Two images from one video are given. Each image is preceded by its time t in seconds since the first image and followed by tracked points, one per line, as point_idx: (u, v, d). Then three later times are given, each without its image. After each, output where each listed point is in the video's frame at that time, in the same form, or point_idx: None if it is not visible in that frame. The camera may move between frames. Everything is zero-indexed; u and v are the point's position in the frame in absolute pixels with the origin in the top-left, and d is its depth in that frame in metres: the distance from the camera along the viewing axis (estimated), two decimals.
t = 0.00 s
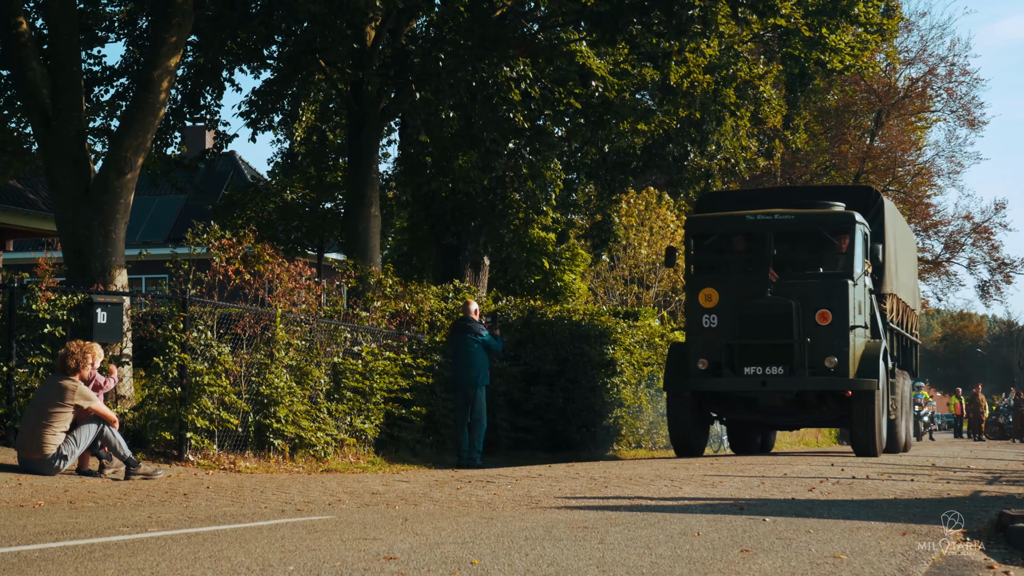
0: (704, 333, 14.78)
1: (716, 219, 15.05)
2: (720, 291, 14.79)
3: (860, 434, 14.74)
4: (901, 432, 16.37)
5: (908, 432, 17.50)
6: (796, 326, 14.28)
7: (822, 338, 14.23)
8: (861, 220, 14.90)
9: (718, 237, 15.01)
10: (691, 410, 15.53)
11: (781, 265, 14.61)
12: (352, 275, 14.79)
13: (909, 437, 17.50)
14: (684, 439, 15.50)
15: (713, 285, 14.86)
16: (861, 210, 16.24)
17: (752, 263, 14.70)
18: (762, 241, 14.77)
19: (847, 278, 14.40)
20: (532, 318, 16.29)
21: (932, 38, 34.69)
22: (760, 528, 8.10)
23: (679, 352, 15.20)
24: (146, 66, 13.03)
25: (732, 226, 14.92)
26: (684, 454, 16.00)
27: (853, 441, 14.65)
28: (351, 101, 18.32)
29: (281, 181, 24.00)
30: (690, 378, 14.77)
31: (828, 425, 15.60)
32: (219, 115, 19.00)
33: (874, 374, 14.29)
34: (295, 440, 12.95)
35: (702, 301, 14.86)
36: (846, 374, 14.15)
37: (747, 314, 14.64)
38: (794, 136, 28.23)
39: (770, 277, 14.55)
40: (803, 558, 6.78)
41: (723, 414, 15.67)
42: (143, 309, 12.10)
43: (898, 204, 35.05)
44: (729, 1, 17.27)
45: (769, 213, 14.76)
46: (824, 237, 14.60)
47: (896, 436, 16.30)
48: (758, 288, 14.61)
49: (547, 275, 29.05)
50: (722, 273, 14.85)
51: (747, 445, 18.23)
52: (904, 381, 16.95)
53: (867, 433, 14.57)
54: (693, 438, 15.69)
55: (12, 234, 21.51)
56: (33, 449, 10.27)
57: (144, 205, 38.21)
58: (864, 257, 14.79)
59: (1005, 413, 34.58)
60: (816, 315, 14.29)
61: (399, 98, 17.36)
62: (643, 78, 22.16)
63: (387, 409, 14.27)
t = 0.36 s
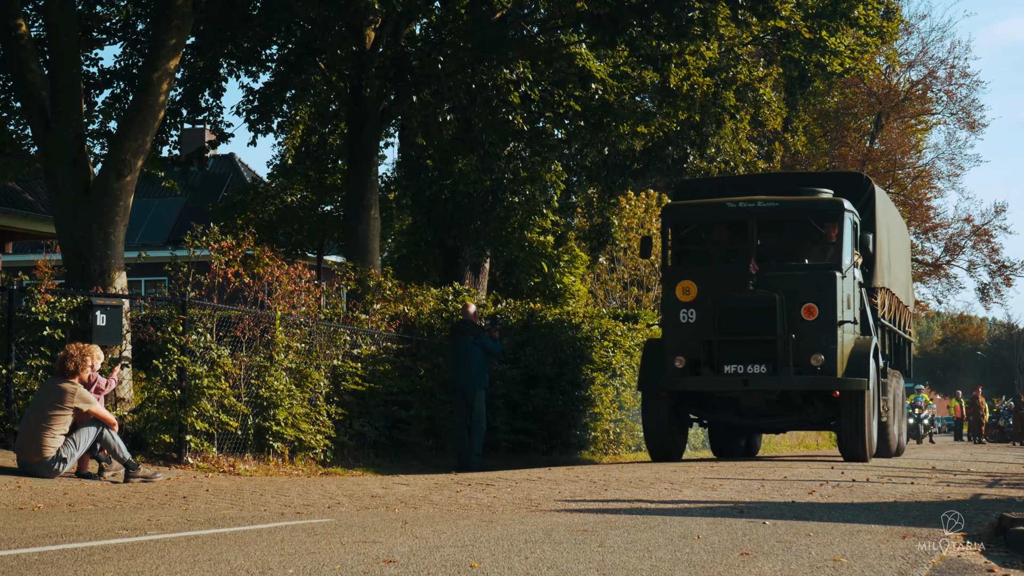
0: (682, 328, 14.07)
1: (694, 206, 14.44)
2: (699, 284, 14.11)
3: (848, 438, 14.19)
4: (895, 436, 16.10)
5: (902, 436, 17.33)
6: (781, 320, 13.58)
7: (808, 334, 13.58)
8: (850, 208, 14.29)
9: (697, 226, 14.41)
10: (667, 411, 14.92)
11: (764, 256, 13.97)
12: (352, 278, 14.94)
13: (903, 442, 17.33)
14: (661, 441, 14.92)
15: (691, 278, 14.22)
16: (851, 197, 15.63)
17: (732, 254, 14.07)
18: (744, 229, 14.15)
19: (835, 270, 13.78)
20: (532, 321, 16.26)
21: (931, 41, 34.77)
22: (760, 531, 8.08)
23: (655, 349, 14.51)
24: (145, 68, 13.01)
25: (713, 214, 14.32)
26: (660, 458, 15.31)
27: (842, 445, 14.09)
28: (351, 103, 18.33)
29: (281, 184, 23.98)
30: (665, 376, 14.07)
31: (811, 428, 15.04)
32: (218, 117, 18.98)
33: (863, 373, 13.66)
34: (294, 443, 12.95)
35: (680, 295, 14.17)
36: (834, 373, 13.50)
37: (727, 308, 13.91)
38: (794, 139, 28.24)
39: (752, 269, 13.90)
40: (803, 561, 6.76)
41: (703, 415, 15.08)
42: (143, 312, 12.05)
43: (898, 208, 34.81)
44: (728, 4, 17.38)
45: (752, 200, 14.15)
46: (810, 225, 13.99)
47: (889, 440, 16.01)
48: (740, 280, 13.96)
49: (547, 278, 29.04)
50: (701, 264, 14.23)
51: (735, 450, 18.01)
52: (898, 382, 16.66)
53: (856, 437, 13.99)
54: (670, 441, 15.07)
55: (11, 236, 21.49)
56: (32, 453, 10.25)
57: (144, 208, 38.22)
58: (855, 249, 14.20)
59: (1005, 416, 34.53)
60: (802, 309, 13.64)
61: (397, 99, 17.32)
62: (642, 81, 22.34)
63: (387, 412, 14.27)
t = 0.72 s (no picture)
0: (656, 324, 13.24)
1: (670, 192, 13.54)
2: (674, 276, 13.26)
3: (834, 442, 13.47)
4: (887, 440, 15.79)
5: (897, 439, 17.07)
6: (763, 316, 12.72)
7: (792, 332, 12.72)
8: (839, 194, 13.43)
9: (672, 213, 13.53)
10: (641, 412, 14.16)
11: (745, 246, 13.11)
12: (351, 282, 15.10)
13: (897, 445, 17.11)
14: (635, 445, 14.20)
15: (666, 270, 13.33)
16: (840, 184, 14.87)
17: (711, 243, 13.22)
18: (723, 217, 13.29)
19: (822, 261, 12.90)
20: (532, 324, 16.15)
21: (931, 44, 34.86)
22: (759, 535, 8.08)
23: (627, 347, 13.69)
24: (145, 72, 13.02)
25: (690, 200, 13.43)
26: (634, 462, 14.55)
27: (828, 450, 13.34)
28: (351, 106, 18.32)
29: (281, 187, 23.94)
30: (636, 375, 13.24)
31: (795, 432, 14.32)
32: (218, 120, 19.00)
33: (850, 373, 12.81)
34: (295, 447, 12.94)
35: (654, 288, 13.32)
36: (820, 373, 12.66)
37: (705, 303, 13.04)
38: (794, 143, 28.29)
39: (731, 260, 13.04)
40: (802, 564, 6.76)
41: (680, 417, 14.35)
42: (143, 316, 12.07)
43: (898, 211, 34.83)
44: (728, 7, 17.36)
45: (732, 185, 13.26)
46: (796, 212, 13.11)
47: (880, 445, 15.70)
48: (718, 272, 13.10)
49: (547, 282, 29.08)
50: (676, 255, 13.36)
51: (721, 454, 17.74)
52: (890, 382, 16.31)
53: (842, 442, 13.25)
54: (644, 445, 14.32)
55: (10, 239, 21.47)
56: (32, 456, 10.24)
57: (144, 211, 38.25)
58: (844, 241, 13.46)
59: (1005, 419, 34.54)
60: (786, 304, 12.79)
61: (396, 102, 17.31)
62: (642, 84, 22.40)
63: (387, 415, 14.28)
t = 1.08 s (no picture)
0: (626, 318, 12.74)
1: (642, 177, 13.08)
2: (644, 267, 12.80)
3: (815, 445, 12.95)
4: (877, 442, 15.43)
5: (887, 440, 16.75)
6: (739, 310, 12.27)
7: (771, 326, 12.32)
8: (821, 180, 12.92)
9: (644, 199, 13.04)
10: (610, 415, 13.57)
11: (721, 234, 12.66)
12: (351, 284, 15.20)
13: (889, 447, 16.78)
14: (602, 450, 13.51)
15: (636, 260, 12.87)
16: (826, 170, 14.42)
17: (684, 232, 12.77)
18: (698, 203, 12.83)
19: (804, 251, 12.46)
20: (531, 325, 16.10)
21: (931, 47, 34.89)
22: (759, 538, 8.08)
23: (594, 343, 13.18)
24: (145, 74, 13.01)
25: (663, 185, 12.93)
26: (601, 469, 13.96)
27: (811, 453, 12.82)
28: (349, 109, 18.26)
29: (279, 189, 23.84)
30: (604, 374, 12.71)
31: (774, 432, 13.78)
32: (218, 123, 18.97)
33: (832, 371, 12.37)
34: (295, 449, 12.95)
35: (624, 280, 12.86)
36: (800, 371, 12.27)
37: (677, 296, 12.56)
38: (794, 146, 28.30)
39: (706, 250, 12.59)
40: (802, 568, 6.76)
41: (653, 420, 13.76)
42: (142, 318, 12.06)
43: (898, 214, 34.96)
44: (728, 9, 17.35)
45: (708, 169, 12.78)
46: (775, 199, 12.64)
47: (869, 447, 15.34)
48: (692, 262, 12.62)
49: (546, 284, 29.11)
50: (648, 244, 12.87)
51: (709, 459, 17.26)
52: (879, 381, 15.90)
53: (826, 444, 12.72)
54: (615, 449, 13.73)
55: (10, 242, 21.48)
56: (31, 459, 10.24)
57: (143, 213, 38.26)
58: (827, 230, 12.99)
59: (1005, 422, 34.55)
60: (765, 297, 12.37)
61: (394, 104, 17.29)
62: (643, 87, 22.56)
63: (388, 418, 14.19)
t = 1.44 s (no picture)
0: (589, 313, 12.03)
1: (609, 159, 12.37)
2: (610, 257, 12.09)
3: (795, 449, 12.28)
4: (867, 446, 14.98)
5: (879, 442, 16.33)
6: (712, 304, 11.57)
7: (747, 320, 11.63)
8: (802, 163, 12.23)
9: (608, 184, 12.36)
10: (574, 417, 12.82)
11: (694, 222, 11.98)
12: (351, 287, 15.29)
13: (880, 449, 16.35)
14: (567, 454, 12.77)
15: (601, 250, 12.17)
16: (807, 156, 13.74)
17: (654, 219, 12.10)
18: (669, 186, 12.15)
19: (783, 239, 11.78)
20: (530, 327, 16.18)
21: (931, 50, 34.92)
22: (759, 541, 8.08)
23: (557, 339, 12.45)
24: (145, 77, 13.02)
25: (631, 169, 12.25)
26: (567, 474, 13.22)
27: (792, 458, 12.16)
28: (349, 113, 18.28)
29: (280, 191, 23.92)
30: (566, 372, 11.98)
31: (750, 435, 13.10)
32: (218, 125, 18.98)
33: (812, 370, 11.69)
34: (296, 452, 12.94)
35: (587, 271, 12.15)
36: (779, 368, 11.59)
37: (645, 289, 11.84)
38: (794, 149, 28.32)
39: (676, 237, 11.90)
40: (803, 571, 6.76)
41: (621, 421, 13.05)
42: (143, 322, 12.11)
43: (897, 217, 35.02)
44: (728, 12, 17.36)
45: (679, 150, 12.11)
46: (752, 182, 11.96)
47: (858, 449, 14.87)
48: (661, 252, 11.91)
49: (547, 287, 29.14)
50: (614, 233, 12.19)
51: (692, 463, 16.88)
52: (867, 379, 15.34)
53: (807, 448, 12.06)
54: (581, 454, 13.00)
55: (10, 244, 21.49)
56: (32, 461, 10.23)
57: (143, 216, 38.30)
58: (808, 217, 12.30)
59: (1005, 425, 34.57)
60: (740, 289, 11.68)
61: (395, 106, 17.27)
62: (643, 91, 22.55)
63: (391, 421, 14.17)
